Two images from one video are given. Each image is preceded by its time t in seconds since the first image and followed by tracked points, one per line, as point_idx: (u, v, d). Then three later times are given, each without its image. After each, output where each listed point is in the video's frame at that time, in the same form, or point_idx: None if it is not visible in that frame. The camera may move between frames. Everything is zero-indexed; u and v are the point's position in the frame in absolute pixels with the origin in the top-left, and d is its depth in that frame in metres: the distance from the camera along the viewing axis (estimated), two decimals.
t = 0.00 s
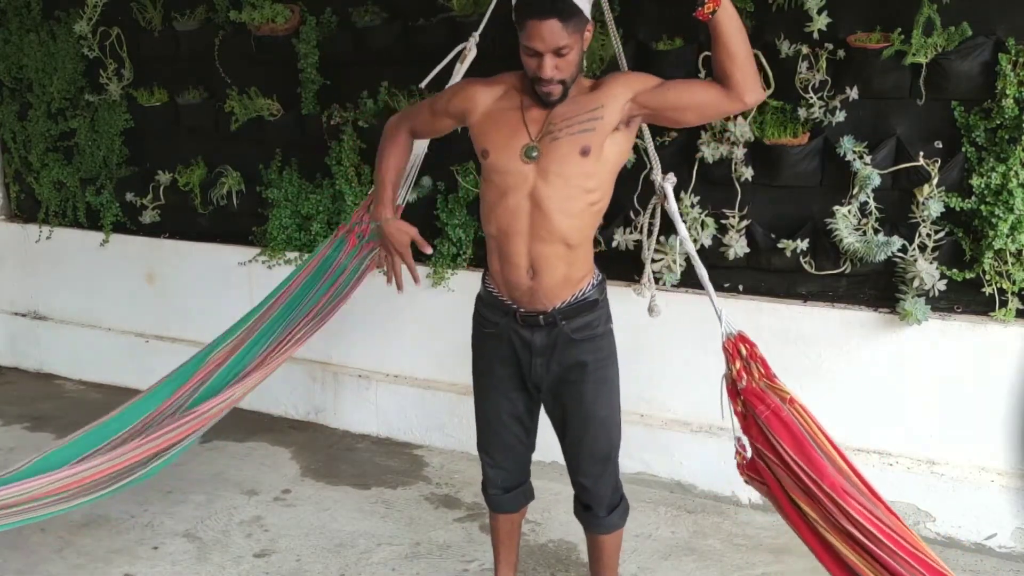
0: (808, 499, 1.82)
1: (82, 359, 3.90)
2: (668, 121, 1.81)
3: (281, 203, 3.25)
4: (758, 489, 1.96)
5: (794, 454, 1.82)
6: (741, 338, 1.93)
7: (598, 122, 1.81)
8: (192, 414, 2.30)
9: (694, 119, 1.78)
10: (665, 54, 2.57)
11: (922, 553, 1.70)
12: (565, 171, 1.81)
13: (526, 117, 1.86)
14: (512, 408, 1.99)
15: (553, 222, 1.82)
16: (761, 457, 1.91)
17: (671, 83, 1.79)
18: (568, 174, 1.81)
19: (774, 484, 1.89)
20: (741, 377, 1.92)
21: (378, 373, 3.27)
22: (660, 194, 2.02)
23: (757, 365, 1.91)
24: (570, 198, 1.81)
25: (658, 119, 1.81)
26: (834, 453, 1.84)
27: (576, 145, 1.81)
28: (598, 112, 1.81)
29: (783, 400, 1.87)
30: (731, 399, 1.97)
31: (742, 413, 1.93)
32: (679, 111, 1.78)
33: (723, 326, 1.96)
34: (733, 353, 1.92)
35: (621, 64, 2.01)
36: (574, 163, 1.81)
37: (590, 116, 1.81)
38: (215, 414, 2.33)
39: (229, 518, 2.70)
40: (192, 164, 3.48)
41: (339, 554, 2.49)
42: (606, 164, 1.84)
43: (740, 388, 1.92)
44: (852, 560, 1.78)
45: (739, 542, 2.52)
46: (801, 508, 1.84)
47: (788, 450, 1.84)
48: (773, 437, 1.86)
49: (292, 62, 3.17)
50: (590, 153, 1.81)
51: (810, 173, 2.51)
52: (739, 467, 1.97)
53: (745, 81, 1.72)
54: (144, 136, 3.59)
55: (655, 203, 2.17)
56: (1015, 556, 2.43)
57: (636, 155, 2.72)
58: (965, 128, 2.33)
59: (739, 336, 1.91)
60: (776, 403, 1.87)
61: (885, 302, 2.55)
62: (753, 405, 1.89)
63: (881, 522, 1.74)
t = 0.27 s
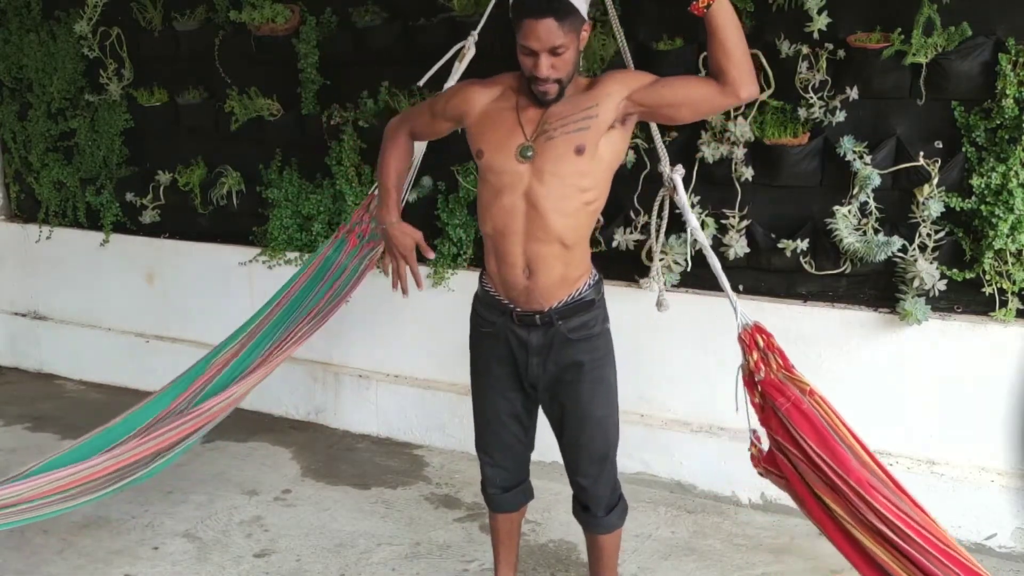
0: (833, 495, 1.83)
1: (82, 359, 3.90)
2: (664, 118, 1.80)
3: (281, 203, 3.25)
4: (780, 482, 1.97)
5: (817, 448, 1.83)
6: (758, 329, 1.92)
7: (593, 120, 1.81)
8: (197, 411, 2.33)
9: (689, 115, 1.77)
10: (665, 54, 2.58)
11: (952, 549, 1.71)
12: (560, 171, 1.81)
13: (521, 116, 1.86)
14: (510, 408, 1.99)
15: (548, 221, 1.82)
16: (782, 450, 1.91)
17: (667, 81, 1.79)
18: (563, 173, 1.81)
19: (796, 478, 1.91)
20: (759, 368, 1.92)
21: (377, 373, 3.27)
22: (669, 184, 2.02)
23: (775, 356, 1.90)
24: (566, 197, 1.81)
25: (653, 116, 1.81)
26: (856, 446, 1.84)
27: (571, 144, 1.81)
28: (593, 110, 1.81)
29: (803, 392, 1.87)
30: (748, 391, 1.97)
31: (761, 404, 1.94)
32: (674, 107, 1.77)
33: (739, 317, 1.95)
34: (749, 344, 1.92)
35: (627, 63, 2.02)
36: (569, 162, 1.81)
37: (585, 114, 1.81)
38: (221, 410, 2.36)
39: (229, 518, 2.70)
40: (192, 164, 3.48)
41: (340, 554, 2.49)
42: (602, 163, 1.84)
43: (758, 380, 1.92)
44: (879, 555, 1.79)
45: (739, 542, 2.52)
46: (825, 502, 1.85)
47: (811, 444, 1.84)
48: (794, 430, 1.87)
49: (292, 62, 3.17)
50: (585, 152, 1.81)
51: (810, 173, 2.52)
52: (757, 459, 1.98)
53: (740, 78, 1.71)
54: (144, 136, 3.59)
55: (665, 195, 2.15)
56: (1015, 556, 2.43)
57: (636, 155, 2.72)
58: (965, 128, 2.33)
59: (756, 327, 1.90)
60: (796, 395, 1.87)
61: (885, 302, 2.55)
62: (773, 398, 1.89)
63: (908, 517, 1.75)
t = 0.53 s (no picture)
0: (839, 495, 1.82)
1: (82, 359, 3.90)
2: (663, 116, 1.80)
3: (281, 203, 3.25)
4: (787, 485, 1.96)
5: (823, 449, 1.82)
6: (762, 334, 1.93)
7: (591, 119, 1.81)
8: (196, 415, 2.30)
9: (687, 113, 1.77)
10: (665, 54, 2.57)
11: (957, 544, 1.68)
12: (559, 170, 1.81)
13: (521, 116, 1.86)
14: (511, 407, 1.99)
15: (548, 221, 1.82)
16: (789, 452, 1.90)
17: (667, 79, 1.79)
18: (562, 173, 1.81)
19: (803, 479, 1.90)
20: (764, 372, 1.92)
21: (377, 373, 3.27)
22: (673, 190, 2.00)
23: (779, 360, 1.91)
24: (565, 197, 1.81)
25: (651, 114, 1.81)
26: (863, 446, 1.83)
27: (570, 143, 1.81)
28: (591, 109, 1.81)
29: (808, 393, 1.87)
30: (754, 395, 1.97)
31: (767, 408, 1.94)
32: (672, 105, 1.77)
33: (744, 322, 1.96)
34: (755, 349, 1.92)
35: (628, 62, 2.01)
36: (568, 161, 1.81)
37: (584, 113, 1.81)
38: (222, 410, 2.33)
39: (229, 518, 2.70)
40: (192, 164, 3.48)
41: (339, 554, 2.49)
42: (601, 162, 1.83)
43: (764, 384, 1.93)
44: (888, 553, 1.77)
45: (739, 542, 2.52)
46: (832, 503, 1.84)
47: (817, 445, 1.83)
48: (800, 432, 1.86)
49: (292, 62, 3.17)
50: (584, 151, 1.81)
51: (810, 173, 2.51)
52: (763, 462, 1.98)
53: (738, 76, 1.70)
54: (144, 136, 3.59)
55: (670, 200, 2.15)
56: (1016, 556, 2.43)
57: (636, 155, 2.72)
58: (965, 128, 2.33)
59: (759, 331, 1.91)
60: (801, 397, 1.86)
61: (885, 302, 2.55)
62: (778, 400, 1.89)
63: (916, 514, 1.72)
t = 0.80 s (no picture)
0: (829, 501, 1.83)
1: (82, 359, 3.90)
2: (662, 118, 1.80)
3: (281, 203, 3.25)
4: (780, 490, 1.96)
5: (815, 457, 1.83)
6: (756, 344, 1.91)
7: (590, 119, 1.81)
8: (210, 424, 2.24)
9: (685, 117, 1.77)
10: (665, 54, 2.58)
11: (944, 548, 1.72)
12: (559, 169, 1.81)
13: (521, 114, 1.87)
14: (512, 407, 1.99)
15: (548, 219, 1.82)
16: (782, 459, 1.90)
17: (666, 82, 1.78)
18: (563, 171, 1.81)
19: (794, 486, 1.90)
20: (758, 383, 1.90)
21: (378, 373, 3.27)
22: (671, 200, 2.02)
23: (774, 369, 1.89)
24: (565, 195, 1.81)
25: (650, 116, 1.81)
26: (853, 452, 1.84)
27: (569, 142, 1.81)
28: (591, 108, 1.81)
29: (801, 403, 1.86)
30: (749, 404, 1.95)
31: (761, 417, 1.93)
32: (671, 108, 1.77)
33: (739, 330, 1.94)
34: (749, 359, 1.90)
35: (625, 64, 2.01)
36: (567, 159, 1.81)
37: (583, 112, 1.81)
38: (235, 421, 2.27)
39: (229, 518, 2.70)
40: (192, 164, 3.48)
41: (339, 554, 2.49)
42: (601, 161, 1.83)
43: (758, 394, 1.91)
44: (877, 557, 1.79)
45: (739, 542, 2.52)
46: (823, 509, 1.85)
47: (808, 453, 1.84)
48: (793, 441, 1.86)
49: (292, 62, 3.17)
50: (583, 150, 1.81)
51: (810, 173, 2.52)
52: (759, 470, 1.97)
53: (737, 82, 1.69)
54: (144, 136, 3.59)
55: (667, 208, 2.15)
56: (1015, 556, 2.43)
57: (636, 155, 2.72)
58: (965, 128, 2.33)
59: (755, 342, 1.89)
60: (795, 406, 1.86)
61: (885, 302, 2.55)
62: (771, 410, 1.88)
63: (904, 520, 1.75)
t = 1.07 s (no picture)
0: (809, 501, 1.82)
1: (82, 359, 3.90)
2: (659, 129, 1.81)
3: (281, 203, 3.25)
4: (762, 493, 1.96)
5: (795, 458, 1.83)
6: (741, 346, 1.94)
7: (590, 124, 1.81)
8: (224, 424, 2.23)
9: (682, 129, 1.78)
10: (665, 54, 2.57)
11: (922, 549, 1.70)
12: (558, 172, 1.81)
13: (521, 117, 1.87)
14: (513, 406, 1.99)
15: (547, 220, 1.82)
16: (763, 461, 1.91)
17: (666, 94, 1.78)
18: (561, 174, 1.81)
19: (776, 487, 1.90)
20: (742, 384, 1.93)
21: (378, 373, 3.27)
22: (662, 200, 2.02)
23: (757, 371, 1.91)
24: (564, 197, 1.81)
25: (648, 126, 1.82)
26: (833, 454, 1.84)
27: (567, 145, 1.81)
28: (590, 114, 1.81)
29: (784, 405, 1.88)
30: (733, 406, 1.98)
31: (744, 418, 1.95)
32: (668, 121, 1.78)
33: (724, 333, 1.97)
34: (733, 360, 1.93)
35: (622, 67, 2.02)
36: (566, 162, 1.81)
37: (583, 117, 1.81)
38: (253, 419, 2.26)
39: (229, 518, 2.70)
40: (192, 164, 3.48)
41: (340, 554, 2.49)
42: (600, 164, 1.83)
43: (741, 395, 1.93)
44: (854, 559, 1.77)
45: (738, 542, 2.52)
46: (803, 510, 1.84)
47: (788, 454, 1.84)
48: (774, 441, 1.87)
49: (292, 62, 3.17)
50: (582, 154, 1.81)
51: (811, 173, 2.52)
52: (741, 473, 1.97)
53: (736, 103, 1.70)
54: (144, 136, 3.59)
55: (654, 210, 2.16)
56: (1015, 556, 2.42)
57: (636, 155, 2.71)
58: (965, 128, 2.33)
59: (739, 343, 1.92)
60: (777, 408, 1.88)
61: (885, 302, 2.55)
62: (754, 411, 1.90)
63: (882, 520, 1.74)
